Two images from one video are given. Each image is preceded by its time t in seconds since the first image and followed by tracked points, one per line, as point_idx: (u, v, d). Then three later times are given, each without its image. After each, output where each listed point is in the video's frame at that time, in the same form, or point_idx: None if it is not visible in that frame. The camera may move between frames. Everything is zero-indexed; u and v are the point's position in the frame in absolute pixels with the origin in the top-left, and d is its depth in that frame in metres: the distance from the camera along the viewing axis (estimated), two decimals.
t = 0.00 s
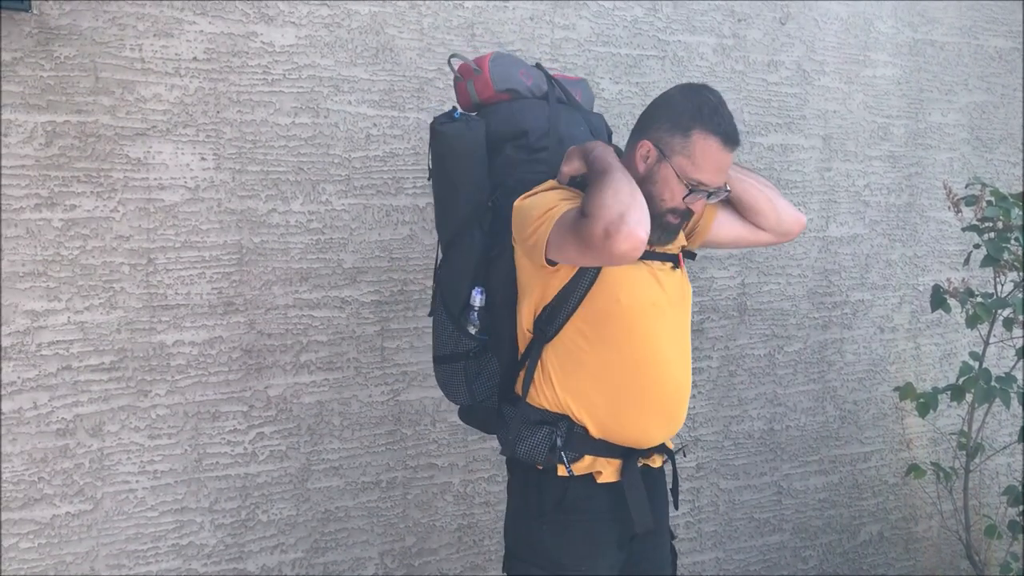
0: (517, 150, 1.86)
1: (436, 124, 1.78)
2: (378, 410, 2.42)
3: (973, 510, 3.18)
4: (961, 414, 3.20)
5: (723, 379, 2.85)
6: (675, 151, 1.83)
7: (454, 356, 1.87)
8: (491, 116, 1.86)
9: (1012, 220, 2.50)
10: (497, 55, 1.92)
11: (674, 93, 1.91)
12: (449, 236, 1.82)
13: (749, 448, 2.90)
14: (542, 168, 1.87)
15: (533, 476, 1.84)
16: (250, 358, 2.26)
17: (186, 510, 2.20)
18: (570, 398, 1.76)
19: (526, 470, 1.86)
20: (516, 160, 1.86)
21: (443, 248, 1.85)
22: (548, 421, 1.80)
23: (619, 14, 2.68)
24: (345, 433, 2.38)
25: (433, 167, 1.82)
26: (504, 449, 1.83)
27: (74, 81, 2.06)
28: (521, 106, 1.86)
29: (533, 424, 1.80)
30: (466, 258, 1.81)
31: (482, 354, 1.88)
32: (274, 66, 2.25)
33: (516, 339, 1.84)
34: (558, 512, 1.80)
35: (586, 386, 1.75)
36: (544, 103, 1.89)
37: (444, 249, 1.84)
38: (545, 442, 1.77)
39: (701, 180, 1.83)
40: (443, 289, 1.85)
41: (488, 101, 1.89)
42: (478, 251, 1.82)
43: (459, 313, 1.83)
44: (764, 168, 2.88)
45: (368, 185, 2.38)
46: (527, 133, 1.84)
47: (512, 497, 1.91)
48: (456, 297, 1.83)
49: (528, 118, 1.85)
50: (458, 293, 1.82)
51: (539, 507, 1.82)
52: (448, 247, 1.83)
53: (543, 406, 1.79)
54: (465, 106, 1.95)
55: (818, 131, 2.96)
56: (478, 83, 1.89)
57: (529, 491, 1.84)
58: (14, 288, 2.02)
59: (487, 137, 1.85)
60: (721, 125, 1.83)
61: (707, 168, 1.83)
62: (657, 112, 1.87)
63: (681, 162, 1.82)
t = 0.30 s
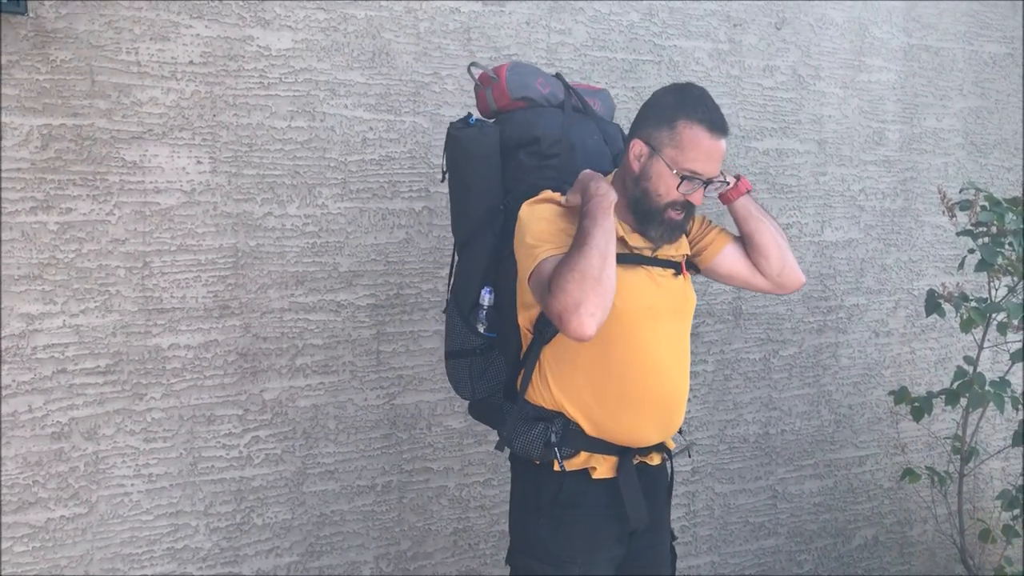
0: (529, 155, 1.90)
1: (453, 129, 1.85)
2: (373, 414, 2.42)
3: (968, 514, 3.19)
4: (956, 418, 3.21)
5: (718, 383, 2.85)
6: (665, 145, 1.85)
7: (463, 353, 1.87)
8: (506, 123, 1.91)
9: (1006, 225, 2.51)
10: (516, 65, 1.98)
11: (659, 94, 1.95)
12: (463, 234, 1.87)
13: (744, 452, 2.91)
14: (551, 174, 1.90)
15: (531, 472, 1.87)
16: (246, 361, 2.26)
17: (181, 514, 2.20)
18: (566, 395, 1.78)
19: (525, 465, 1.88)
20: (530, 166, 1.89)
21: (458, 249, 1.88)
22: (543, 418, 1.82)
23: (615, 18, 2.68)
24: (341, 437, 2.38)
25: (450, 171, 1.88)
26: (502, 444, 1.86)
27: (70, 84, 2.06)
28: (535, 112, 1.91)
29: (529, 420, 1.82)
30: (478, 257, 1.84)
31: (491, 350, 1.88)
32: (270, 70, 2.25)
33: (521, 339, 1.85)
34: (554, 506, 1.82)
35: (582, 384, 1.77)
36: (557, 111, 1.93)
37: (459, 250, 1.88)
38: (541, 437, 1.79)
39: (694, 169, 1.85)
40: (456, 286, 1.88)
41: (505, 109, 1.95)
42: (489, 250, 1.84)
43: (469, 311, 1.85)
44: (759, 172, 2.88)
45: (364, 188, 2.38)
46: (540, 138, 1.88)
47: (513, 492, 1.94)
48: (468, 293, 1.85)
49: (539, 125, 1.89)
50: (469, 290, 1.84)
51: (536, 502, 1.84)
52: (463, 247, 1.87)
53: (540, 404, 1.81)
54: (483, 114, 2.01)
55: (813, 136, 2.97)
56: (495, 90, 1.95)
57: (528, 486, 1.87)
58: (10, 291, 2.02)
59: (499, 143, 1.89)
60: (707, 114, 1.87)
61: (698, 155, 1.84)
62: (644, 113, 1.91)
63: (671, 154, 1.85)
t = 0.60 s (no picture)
0: (539, 161, 1.87)
1: (464, 130, 1.81)
2: (368, 416, 2.42)
3: (962, 516, 3.20)
4: (950, 421, 3.22)
5: (713, 386, 2.85)
6: (672, 147, 1.87)
7: (466, 353, 1.82)
8: (516, 129, 1.89)
9: (998, 228, 2.52)
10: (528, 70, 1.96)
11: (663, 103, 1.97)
12: (470, 234, 1.82)
13: (738, 454, 2.91)
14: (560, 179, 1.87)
15: (529, 469, 1.87)
16: (240, 364, 2.26)
17: (175, 516, 2.20)
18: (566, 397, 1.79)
19: (523, 463, 1.89)
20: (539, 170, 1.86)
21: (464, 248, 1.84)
22: (542, 419, 1.82)
23: (609, 21, 2.69)
24: (336, 440, 2.38)
25: (460, 169, 1.84)
26: (501, 442, 1.86)
27: (65, 86, 2.06)
28: (546, 120, 1.89)
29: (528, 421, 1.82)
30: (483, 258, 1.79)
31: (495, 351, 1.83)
32: (265, 73, 2.26)
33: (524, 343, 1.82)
34: (553, 505, 1.83)
35: (582, 387, 1.77)
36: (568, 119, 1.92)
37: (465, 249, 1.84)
38: (541, 438, 1.80)
39: (701, 169, 1.86)
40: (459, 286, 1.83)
41: (516, 114, 1.93)
42: (495, 250, 1.80)
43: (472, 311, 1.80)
44: (753, 175, 2.89)
45: (359, 191, 2.38)
46: (549, 146, 1.87)
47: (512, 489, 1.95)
48: (472, 293, 1.80)
49: (551, 131, 1.88)
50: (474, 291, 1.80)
51: (535, 500, 1.85)
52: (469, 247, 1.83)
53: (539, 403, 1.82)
54: (494, 117, 1.99)
55: (807, 139, 2.98)
56: (508, 96, 1.93)
57: (526, 483, 1.87)
58: (4, 294, 2.02)
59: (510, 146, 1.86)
60: (712, 116, 1.89)
61: (705, 156, 1.86)
62: (650, 118, 1.93)
63: (678, 156, 1.86)
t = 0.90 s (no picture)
0: (543, 161, 1.86)
1: (474, 128, 1.77)
2: (365, 417, 2.42)
3: (958, 516, 3.20)
4: (946, 421, 3.22)
5: (710, 387, 2.85)
6: (689, 154, 1.89)
7: (460, 349, 1.80)
8: (523, 128, 1.85)
9: (995, 228, 2.52)
10: (535, 72, 1.92)
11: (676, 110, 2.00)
12: (470, 230, 1.80)
13: (735, 455, 2.91)
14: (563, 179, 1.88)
15: (528, 468, 1.86)
16: (237, 365, 2.26)
17: (172, 517, 2.20)
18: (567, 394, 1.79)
19: (520, 460, 1.89)
20: (541, 170, 1.85)
21: (462, 246, 1.82)
22: (543, 418, 1.82)
23: (606, 22, 2.69)
24: (333, 441, 2.38)
25: (464, 166, 1.81)
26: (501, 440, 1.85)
27: (61, 86, 2.05)
28: (553, 121, 1.85)
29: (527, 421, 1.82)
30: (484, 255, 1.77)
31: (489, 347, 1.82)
32: (262, 73, 2.26)
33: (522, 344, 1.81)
34: (554, 503, 1.83)
35: (584, 384, 1.78)
36: (574, 121, 1.89)
37: (463, 246, 1.82)
38: (544, 437, 1.79)
39: (716, 178, 1.89)
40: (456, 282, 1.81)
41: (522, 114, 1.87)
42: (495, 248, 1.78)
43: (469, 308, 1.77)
44: (750, 176, 2.89)
45: (356, 192, 2.38)
46: (555, 146, 1.85)
47: (506, 485, 1.94)
48: (469, 290, 1.78)
49: (558, 133, 1.85)
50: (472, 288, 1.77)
51: (535, 499, 1.85)
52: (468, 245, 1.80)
53: (540, 400, 1.82)
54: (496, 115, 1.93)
55: (804, 140, 2.98)
56: (515, 95, 1.88)
57: (525, 482, 1.87)
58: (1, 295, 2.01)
59: (517, 145, 1.83)
60: (726, 126, 1.93)
61: (721, 165, 1.89)
62: (665, 126, 1.96)
63: (695, 163, 1.89)
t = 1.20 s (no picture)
0: (540, 160, 1.85)
1: (472, 125, 1.78)
2: (363, 416, 2.42)
3: (956, 516, 3.20)
4: (944, 420, 3.22)
5: (708, 386, 2.86)
6: (688, 155, 1.89)
7: (456, 350, 1.78)
8: (519, 127, 1.85)
9: (994, 228, 2.52)
10: (530, 68, 1.92)
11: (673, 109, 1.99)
12: (465, 229, 1.79)
13: (733, 454, 2.91)
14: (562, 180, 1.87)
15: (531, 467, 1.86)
16: (234, 364, 2.26)
17: (170, 517, 2.19)
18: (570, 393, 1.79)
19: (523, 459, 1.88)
20: (537, 171, 1.85)
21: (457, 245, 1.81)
22: (548, 419, 1.81)
23: (604, 21, 2.69)
24: (331, 440, 2.38)
25: (462, 165, 1.81)
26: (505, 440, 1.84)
27: (59, 86, 2.05)
28: (549, 119, 1.86)
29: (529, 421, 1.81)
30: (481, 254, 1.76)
31: (485, 349, 1.80)
32: (259, 73, 2.25)
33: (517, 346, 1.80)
34: (558, 502, 1.83)
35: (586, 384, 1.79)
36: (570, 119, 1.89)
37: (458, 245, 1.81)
38: (549, 437, 1.79)
39: (716, 179, 1.89)
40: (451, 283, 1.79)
41: (518, 110, 1.88)
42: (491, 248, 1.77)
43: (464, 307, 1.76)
44: (747, 175, 2.89)
45: (353, 191, 2.38)
46: (551, 145, 1.85)
47: (506, 483, 1.94)
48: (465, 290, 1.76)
49: (556, 131, 1.85)
50: (468, 286, 1.76)
51: (538, 498, 1.85)
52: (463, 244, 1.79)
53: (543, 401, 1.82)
54: (491, 111, 1.92)
55: (802, 139, 2.98)
56: (512, 91, 1.88)
57: (528, 481, 1.86)
58: None
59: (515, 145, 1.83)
60: (724, 126, 1.93)
61: (721, 165, 1.90)
62: (663, 125, 1.94)
63: (695, 164, 1.89)
